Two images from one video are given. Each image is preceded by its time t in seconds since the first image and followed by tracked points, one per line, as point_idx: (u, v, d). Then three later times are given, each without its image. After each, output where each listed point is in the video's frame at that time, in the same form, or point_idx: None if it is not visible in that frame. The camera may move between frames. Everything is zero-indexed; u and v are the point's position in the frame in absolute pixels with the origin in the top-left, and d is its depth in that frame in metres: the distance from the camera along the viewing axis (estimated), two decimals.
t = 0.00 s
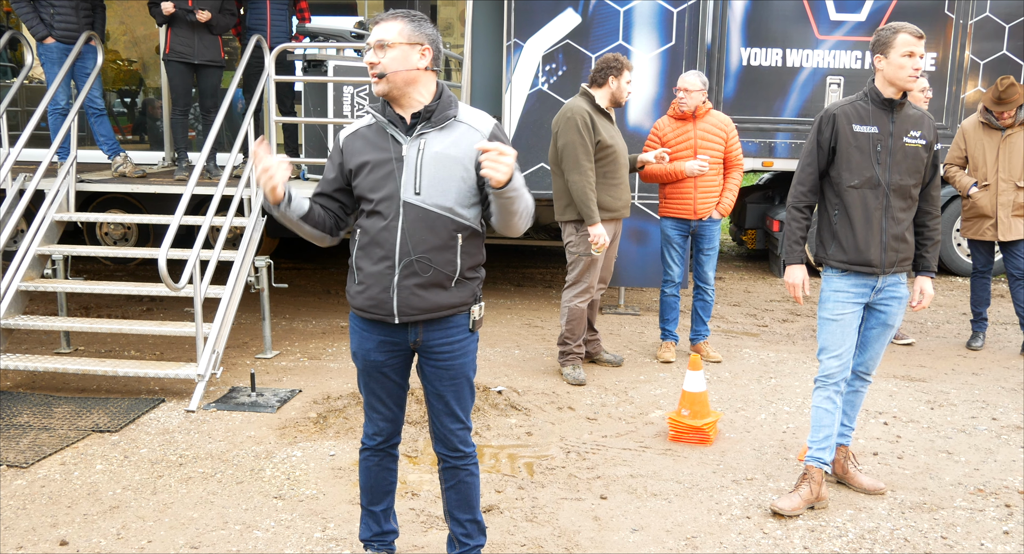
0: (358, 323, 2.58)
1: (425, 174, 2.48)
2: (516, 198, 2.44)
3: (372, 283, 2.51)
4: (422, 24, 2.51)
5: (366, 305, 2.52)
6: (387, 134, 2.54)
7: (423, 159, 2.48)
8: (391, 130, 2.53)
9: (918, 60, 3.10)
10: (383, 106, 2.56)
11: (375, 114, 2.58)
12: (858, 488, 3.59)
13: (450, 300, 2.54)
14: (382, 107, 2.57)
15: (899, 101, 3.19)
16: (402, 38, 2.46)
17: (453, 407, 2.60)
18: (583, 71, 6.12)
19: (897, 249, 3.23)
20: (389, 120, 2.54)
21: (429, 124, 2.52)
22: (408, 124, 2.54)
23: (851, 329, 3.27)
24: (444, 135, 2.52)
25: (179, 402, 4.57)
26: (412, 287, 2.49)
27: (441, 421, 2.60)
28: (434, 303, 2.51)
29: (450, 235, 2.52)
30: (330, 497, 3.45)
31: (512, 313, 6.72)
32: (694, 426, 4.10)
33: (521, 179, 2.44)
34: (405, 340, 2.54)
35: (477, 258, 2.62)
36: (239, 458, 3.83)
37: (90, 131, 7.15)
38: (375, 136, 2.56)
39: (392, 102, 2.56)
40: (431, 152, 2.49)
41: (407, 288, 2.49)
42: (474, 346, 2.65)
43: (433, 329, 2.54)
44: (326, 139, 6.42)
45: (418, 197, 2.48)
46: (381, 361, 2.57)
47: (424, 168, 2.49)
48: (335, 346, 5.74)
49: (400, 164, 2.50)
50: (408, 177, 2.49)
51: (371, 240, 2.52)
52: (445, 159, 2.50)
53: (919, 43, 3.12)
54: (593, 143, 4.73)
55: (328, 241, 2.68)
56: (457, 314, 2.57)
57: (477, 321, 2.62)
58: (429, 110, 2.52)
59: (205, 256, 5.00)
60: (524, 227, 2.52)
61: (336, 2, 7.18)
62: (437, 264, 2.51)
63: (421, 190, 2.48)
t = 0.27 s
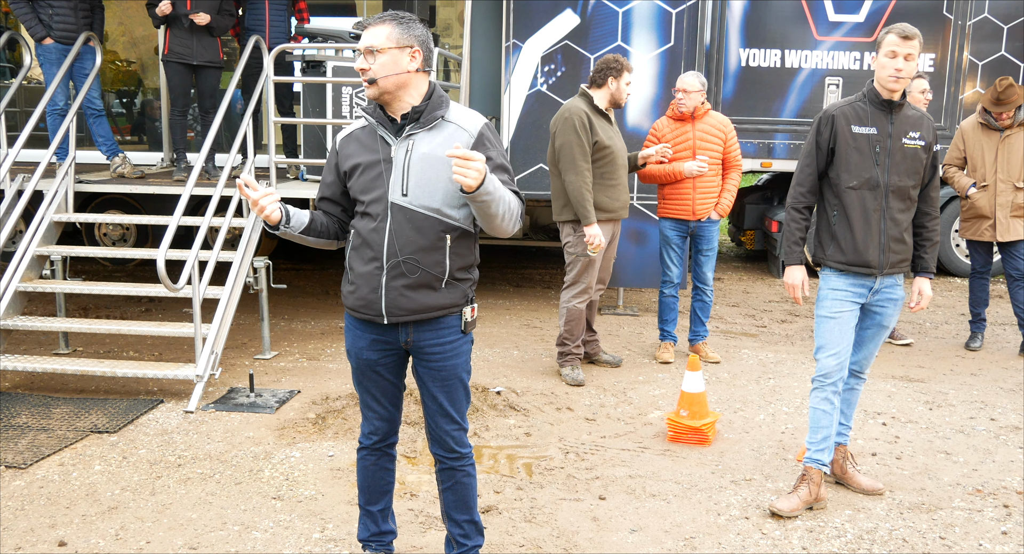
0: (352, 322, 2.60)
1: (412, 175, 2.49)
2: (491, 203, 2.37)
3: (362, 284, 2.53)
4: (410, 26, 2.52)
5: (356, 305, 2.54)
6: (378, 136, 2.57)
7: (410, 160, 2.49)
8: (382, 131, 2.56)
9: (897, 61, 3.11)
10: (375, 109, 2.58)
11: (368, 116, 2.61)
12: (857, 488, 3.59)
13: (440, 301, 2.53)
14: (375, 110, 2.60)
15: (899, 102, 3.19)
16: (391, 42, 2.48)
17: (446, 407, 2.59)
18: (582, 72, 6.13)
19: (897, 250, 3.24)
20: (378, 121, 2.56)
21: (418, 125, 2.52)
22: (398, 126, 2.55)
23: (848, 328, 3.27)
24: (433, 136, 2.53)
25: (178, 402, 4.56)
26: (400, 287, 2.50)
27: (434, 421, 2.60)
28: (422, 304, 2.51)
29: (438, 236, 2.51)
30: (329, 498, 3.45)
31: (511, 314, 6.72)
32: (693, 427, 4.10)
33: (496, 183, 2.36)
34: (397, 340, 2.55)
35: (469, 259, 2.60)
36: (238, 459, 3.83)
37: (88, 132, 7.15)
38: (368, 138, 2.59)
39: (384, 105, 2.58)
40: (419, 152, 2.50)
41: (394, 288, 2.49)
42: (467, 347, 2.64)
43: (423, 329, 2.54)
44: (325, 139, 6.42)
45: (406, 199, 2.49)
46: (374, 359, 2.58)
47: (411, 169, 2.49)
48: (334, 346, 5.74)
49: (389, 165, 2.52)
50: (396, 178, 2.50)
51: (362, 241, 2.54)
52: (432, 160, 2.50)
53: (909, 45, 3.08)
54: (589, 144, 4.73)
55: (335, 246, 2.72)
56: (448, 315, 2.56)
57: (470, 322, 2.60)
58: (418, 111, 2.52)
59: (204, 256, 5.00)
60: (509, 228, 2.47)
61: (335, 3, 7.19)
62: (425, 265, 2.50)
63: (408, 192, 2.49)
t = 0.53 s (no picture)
0: (348, 323, 2.60)
1: (410, 175, 2.49)
2: (487, 202, 2.36)
3: (359, 283, 2.53)
4: (409, 27, 2.51)
5: (353, 305, 2.54)
6: (376, 135, 2.57)
7: (408, 159, 2.50)
8: (379, 130, 2.56)
9: (885, 62, 3.15)
10: (373, 108, 2.58)
11: (366, 115, 2.60)
12: (856, 489, 3.59)
13: (437, 301, 2.53)
14: (373, 109, 2.60)
15: (899, 104, 3.20)
16: (390, 44, 2.47)
17: (443, 408, 2.59)
18: (581, 73, 6.13)
19: (897, 252, 3.24)
20: (376, 121, 2.56)
21: (416, 124, 2.53)
22: (396, 125, 2.56)
23: (848, 329, 3.28)
24: (431, 136, 2.54)
25: (177, 403, 4.56)
26: (397, 287, 2.50)
27: (432, 421, 2.59)
28: (418, 304, 2.50)
29: (435, 236, 2.51)
30: (328, 499, 3.45)
31: (510, 314, 6.72)
32: (692, 427, 4.10)
33: (492, 182, 2.36)
34: (393, 340, 2.55)
35: (466, 259, 2.60)
36: (237, 460, 3.82)
37: (87, 132, 7.14)
38: (365, 137, 2.59)
39: (383, 105, 2.58)
40: (416, 152, 2.50)
41: (392, 288, 2.49)
42: (464, 348, 2.63)
43: (420, 329, 2.54)
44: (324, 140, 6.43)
45: (404, 198, 2.49)
46: (371, 359, 2.58)
47: (409, 169, 2.50)
48: (333, 347, 5.74)
49: (386, 164, 2.52)
50: (393, 178, 2.50)
51: (359, 240, 2.54)
52: (431, 160, 2.51)
53: (899, 46, 3.11)
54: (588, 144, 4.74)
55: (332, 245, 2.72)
56: (445, 316, 2.56)
57: (467, 322, 2.60)
58: (417, 111, 2.53)
59: (203, 257, 4.99)
60: (505, 228, 2.46)
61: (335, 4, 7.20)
62: (422, 264, 2.50)
63: (406, 191, 2.49)
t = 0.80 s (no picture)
0: (343, 323, 2.58)
1: (410, 176, 2.49)
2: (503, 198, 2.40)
3: (357, 283, 2.51)
4: (407, 28, 2.52)
5: (350, 305, 2.52)
6: (374, 135, 2.55)
7: (409, 160, 2.50)
8: (377, 131, 2.54)
9: (883, 62, 3.15)
10: (370, 108, 2.56)
11: (362, 114, 2.58)
12: (854, 489, 3.60)
13: (435, 301, 2.54)
14: (368, 109, 2.59)
15: (898, 104, 3.20)
16: (390, 44, 2.48)
17: (439, 407, 2.59)
18: (580, 73, 6.13)
19: (896, 252, 3.25)
20: (374, 121, 2.55)
21: (415, 125, 2.53)
22: (394, 125, 2.55)
23: (847, 330, 3.28)
24: (430, 137, 2.54)
25: (175, 403, 4.56)
26: (397, 287, 2.49)
27: (428, 421, 2.60)
28: (418, 304, 2.51)
29: (435, 237, 2.52)
30: (327, 499, 3.45)
31: (509, 314, 6.72)
32: (690, 427, 4.10)
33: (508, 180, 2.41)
34: (390, 340, 2.55)
35: (461, 259, 2.62)
36: (235, 460, 3.82)
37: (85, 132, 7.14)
38: (362, 137, 2.57)
39: (380, 105, 2.57)
40: (416, 152, 2.51)
41: (392, 288, 2.49)
42: (460, 347, 2.64)
43: (418, 329, 2.54)
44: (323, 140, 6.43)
45: (404, 198, 2.49)
46: (367, 360, 2.57)
47: (409, 170, 2.50)
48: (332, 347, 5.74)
49: (386, 165, 2.51)
50: (393, 178, 2.50)
51: (356, 240, 2.52)
52: (431, 161, 2.51)
53: (897, 46, 3.11)
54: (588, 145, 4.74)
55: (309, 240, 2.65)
56: (441, 315, 2.57)
57: (462, 321, 2.61)
58: (416, 111, 2.53)
59: (201, 257, 4.99)
60: (508, 228, 2.49)
61: (334, 4, 7.20)
62: (422, 265, 2.51)
63: (406, 191, 2.49)
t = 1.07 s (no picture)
0: (337, 324, 2.59)
1: (406, 177, 2.50)
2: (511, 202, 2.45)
3: (352, 284, 2.51)
4: (400, 32, 2.50)
5: (345, 306, 2.52)
6: (368, 136, 2.55)
7: (404, 161, 2.50)
8: (372, 133, 2.54)
9: (883, 62, 3.15)
10: (363, 111, 2.56)
11: (356, 115, 2.57)
12: (853, 490, 3.59)
13: (429, 301, 2.54)
14: (361, 111, 2.58)
15: (897, 105, 3.20)
16: (384, 52, 2.47)
17: (434, 407, 2.59)
18: (579, 74, 6.13)
19: (895, 253, 3.25)
20: (368, 123, 2.54)
21: (409, 127, 2.53)
22: (389, 127, 2.55)
23: (847, 332, 3.28)
24: (426, 139, 2.55)
25: (174, 404, 4.56)
26: (393, 288, 2.49)
27: (423, 422, 2.60)
28: (413, 304, 2.51)
29: (430, 238, 2.53)
30: (325, 500, 3.45)
31: (508, 315, 6.72)
32: (689, 429, 4.10)
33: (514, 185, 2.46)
34: (384, 341, 2.55)
35: (455, 259, 2.63)
36: (234, 461, 3.82)
37: (85, 133, 7.14)
38: (355, 138, 2.56)
39: (373, 108, 2.57)
40: (412, 154, 2.51)
41: (387, 289, 2.49)
42: (454, 346, 2.64)
43: (412, 329, 2.54)
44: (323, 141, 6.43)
45: (400, 200, 2.49)
46: (361, 360, 2.57)
47: (405, 172, 2.50)
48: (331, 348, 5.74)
49: (380, 166, 2.51)
50: (389, 180, 2.50)
51: (351, 240, 2.52)
52: (427, 162, 2.52)
53: (896, 47, 3.12)
54: (588, 145, 4.74)
55: (294, 237, 2.58)
56: (435, 315, 2.57)
57: (455, 321, 2.61)
58: (410, 114, 2.54)
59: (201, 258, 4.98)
60: (504, 231, 2.51)
61: (333, 5, 7.20)
62: (418, 265, 2.51)
63: (402, 193, 2.49)
